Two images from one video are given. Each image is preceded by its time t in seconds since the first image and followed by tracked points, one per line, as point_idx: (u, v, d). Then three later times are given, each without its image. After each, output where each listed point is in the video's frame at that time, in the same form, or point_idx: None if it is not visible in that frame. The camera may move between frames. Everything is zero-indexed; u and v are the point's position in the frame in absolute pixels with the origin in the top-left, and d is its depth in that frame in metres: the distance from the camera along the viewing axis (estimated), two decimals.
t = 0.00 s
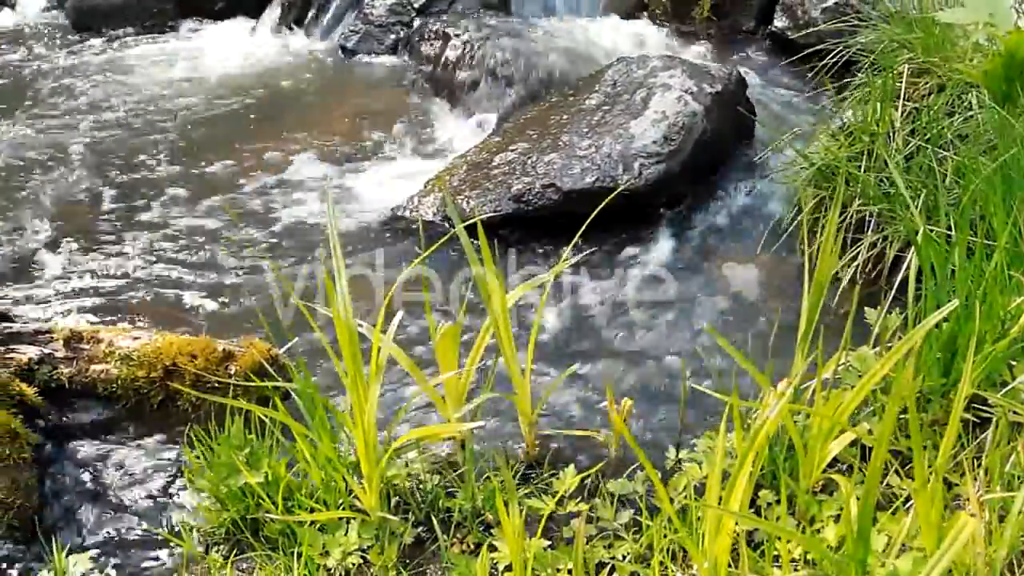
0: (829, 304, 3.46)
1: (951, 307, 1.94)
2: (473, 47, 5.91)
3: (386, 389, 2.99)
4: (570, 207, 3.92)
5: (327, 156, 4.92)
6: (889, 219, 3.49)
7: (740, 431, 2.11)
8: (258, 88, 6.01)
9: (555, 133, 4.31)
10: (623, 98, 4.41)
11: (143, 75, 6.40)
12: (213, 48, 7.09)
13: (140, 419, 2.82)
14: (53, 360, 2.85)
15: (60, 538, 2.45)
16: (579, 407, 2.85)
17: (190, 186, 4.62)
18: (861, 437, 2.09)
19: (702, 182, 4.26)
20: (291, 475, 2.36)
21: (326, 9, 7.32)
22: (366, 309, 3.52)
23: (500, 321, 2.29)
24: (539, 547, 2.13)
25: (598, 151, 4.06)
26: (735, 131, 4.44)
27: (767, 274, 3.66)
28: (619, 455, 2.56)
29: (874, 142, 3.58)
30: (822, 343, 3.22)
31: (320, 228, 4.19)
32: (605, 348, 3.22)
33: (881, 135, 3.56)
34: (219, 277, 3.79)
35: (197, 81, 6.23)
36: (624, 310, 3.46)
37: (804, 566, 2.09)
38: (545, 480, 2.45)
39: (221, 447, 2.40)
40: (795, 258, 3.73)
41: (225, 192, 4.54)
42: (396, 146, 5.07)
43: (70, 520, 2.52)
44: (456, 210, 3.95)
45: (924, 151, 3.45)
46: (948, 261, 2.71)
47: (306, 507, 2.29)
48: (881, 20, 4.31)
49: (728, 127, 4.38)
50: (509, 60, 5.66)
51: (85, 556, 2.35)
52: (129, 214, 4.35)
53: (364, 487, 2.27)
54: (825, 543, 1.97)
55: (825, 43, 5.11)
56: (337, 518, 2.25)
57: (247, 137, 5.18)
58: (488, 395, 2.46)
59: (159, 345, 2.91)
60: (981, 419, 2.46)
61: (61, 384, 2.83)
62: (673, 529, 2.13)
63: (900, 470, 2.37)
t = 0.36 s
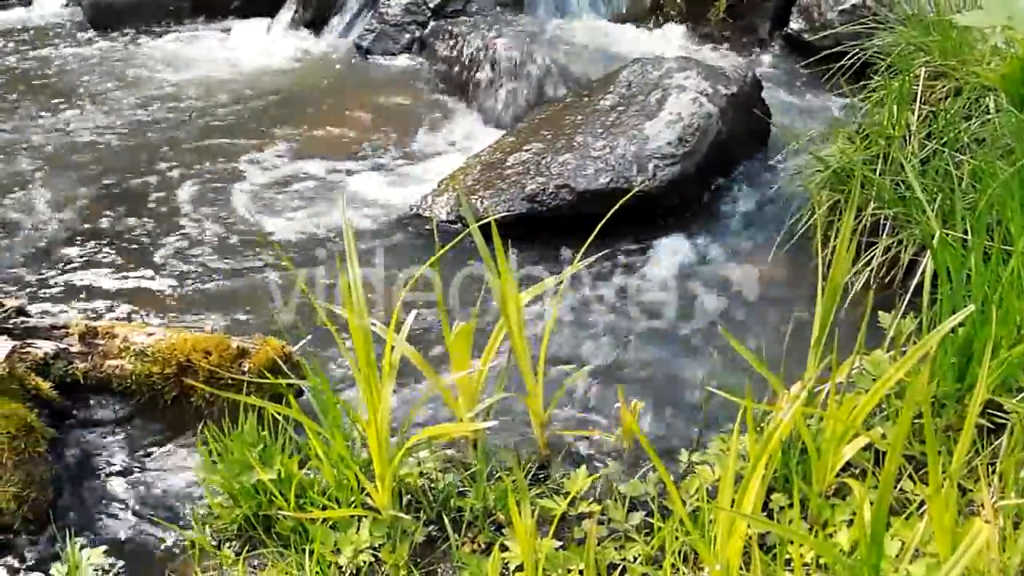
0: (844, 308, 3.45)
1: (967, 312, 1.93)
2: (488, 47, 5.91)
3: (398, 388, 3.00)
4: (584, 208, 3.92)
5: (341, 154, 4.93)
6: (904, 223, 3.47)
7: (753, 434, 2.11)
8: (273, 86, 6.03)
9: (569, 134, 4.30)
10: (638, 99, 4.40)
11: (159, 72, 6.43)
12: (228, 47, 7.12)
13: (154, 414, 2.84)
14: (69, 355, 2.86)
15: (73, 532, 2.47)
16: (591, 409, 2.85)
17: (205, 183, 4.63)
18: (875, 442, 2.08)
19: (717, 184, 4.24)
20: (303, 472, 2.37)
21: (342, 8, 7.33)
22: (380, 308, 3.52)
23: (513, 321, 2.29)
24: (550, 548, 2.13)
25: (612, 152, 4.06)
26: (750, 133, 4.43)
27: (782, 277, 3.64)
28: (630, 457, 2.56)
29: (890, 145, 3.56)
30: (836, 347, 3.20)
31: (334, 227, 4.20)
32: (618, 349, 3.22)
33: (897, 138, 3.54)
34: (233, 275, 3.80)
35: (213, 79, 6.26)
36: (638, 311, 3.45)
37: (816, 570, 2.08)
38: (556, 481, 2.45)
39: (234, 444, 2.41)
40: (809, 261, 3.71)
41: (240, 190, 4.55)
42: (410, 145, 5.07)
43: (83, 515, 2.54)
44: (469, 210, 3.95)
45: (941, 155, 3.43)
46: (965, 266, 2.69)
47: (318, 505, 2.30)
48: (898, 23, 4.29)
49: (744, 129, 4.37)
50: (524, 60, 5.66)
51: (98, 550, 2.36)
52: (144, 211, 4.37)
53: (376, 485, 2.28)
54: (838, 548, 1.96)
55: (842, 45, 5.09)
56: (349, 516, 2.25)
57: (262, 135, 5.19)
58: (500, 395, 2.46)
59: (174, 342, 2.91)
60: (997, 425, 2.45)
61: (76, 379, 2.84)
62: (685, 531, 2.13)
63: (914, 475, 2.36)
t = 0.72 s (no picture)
0: (859, 312, 3.43)
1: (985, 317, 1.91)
2: (504, 47, 5.93)
3: (412, 386, 3.00)
4: (599, 209, 3.92)
5: (357, 153, 4.94)
6: (921, 227, 3.45)
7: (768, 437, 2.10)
8: (290, 84, 6.06)
9: (585, 134, 4.30)
10: (654, 100, 4.39)
11: (177, 70, 6.47)
12: (245, 45, 7.15)
13: (169, 409, 2.85)
14: (85, 350, 2.88)
15: (88, 526, 2.49)
16: (605, 410, 2.84)
17: (222, 180, 4.66)
18: (891, 446, 2.07)
19: (732, 186, 4.23)
20: (317, 469, 2.38)
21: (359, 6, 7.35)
22: (395, 306, 3.53)
23: (528, 321, 2.29)
24: (563, 549, 2.13)
25: (628, 153, 4.05)
26: (766, 135, 4.41)
27: (797, 280, 3.63)
28: (644, 459, 2.56)
29: (908, 148, 3.53)
30: (852, 351, 3.19)
31: (349, 225, 4.21)
32: (632, 351, 3.21)
33: (915, 142, 3.52)
34: (249, 272, 3.82)
35: (230, 77, 6.29)
36: (652, 313, 3.45)
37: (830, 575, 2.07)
38: (569, 482, 2.44)
39: (248, 440, 2.42)
40: (825, 264, 3.70)
41: (256, 187, 4.57)
42: (425, 143, 5.09)
43: (98, 508, 2.55)
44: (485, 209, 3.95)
45: (959, 159, 3.41)
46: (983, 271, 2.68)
47: (331, 502, 2.30)
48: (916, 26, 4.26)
49: (760, 131, 4.35)
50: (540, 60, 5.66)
51: (112, 544, 2.38)
52: (161, 207, 4.40)
53: (389, 484, 2.28)
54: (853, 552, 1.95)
55: (860, 48, 5.06)
56: (362, 513, 2.26)
57: (279, 133, 5.21)
58: (514, 395, 2.46)
59: (189, 337, 2.92)
60: (1014, 432, 2.43)
61: (91, 373, 2.84)
62: (698, 534, 2.12)
63: (929, 481, 2.35)
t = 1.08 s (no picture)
0: (875, 316, 3.41)
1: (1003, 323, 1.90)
2: (519, 46, 5.94)
3: (426, 385, 3.01)
4: (615, 210, 3.92)
5: (373, 152, 4.95)
6: (938, 232, 3.43)
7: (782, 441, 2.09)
8: (306, 83, 6.09)
9: (600, 136, 4.30)
10: (670, 102, 4.38)
11: (195, 68, 6.51)
12: (262, 43, 7.19)
13: (184, 405, 2.87)
14: (101, 345, 2.91)
15: (103, 520, 2.51)
16: (618, 411, 2.84)
17: (238, 178, 4.68)
18: (906, 451, 2.06)
19: (749, 189, 4.21)
20: (330, 467, 2.39)
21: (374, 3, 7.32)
22: (409, 306, 3.53)
23: (543, 321, 2.29)
24: (575, 549, 2.12)
25: (643, 154, 4.04)
26: (783, 138, 4.39)
27: (812, 283, 3.61)
28: (657, 461, 2.55)
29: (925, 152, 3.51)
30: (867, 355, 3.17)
31: (364, 223, 4.22)
32: (646, 353, 3.21)
33: (933, 147, 3.50)
34: (263, 270, 3.83)
35: (247, 75, 6.32)
36: (667, 315, 3.44)
37: None
38: (582, 483, 2.44)
39: (262, 437, 2.43)
40: (840, 268, 3.68)
41: (272, 186, 4.59)
42: (440, 143, 5.10)
43: (113, 502, 2.57)
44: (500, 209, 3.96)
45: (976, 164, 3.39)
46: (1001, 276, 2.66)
47: (344, 500, 2.31)
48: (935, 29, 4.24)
49: (776, 134, 4.34)
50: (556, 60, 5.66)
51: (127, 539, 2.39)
52: (177, 205, 4.41)
53: (402, 482, 2.28)
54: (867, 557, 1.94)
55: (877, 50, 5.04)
56: (374, 511, 2.26)
57: (295, 132, 5.24)
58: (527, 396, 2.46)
59: (204, 333, 2.94)
60: None
61: (107, 368, 2.88)
62: (711, 536, 2.12)
63: (944, 488, 2.34)
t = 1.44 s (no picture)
0: (891, 320, 3.39)
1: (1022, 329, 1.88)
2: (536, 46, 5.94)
3: (440, 383, 3.01)
4: (630, 211, 3.92)
5: (389, 151, 4.96)
6: (955, 236, 3.41)
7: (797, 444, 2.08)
8: (323, 81, 6.11)
9: (616, 136, 4.29)
10: (687, 103, 4.37)
11: (213, 66, 6.55)
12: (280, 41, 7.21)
13: (199, 400, 2.88)
14: (117, 340, 2.92)
15: (118, 513, 2.52)
16: (632, 413, 2.83)
17: (255, 175, 4.70)
18: (921, 457, 2.05)
19: (765, 191, 4.20)
20: (343, 464, 2.39)
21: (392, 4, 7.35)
22: (424, 305, 3.54)
23: (557, 321, 2.29)
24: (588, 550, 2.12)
25: (659, 156, 4.04)
26: (800, 139, 4.37)
27: (828, 287, 3.60)
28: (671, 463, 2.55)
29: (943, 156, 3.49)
30: (883, 359, 3.15)
31: (380, 221, 4.23)
32: (660, 354, 3.20)
33: (951, 150, 3.47)
34: (278, 267, 3.84)
35: (264, 73, 6.34)
36: (682, 317, 3.43)
37: None
38: (595, 483, 2.44)
39: (276, 433, 2.44)
40: (857, 271, 3.66)
41: (288, 183, 4.60)
42: (456, 142, 5.10)
43: (128, 495, 2.59)
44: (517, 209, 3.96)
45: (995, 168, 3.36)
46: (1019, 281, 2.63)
47: (357, 497, 2.32)
48: (954, 32, 4.21)
49: (793, 136, 4.32)
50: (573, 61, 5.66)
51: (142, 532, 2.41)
52: (194, 201, 4.44)
53: (415, 481, 2.28)
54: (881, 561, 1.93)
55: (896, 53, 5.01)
56: (387, 509, 2.26)
57: (311, 130, 5.26)
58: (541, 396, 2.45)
59: (219, 330, 2.95)
60: None
61: (124, 363, 2.90)
62: (724, 539, 2.11)
63: (961, 495, 2.32)
